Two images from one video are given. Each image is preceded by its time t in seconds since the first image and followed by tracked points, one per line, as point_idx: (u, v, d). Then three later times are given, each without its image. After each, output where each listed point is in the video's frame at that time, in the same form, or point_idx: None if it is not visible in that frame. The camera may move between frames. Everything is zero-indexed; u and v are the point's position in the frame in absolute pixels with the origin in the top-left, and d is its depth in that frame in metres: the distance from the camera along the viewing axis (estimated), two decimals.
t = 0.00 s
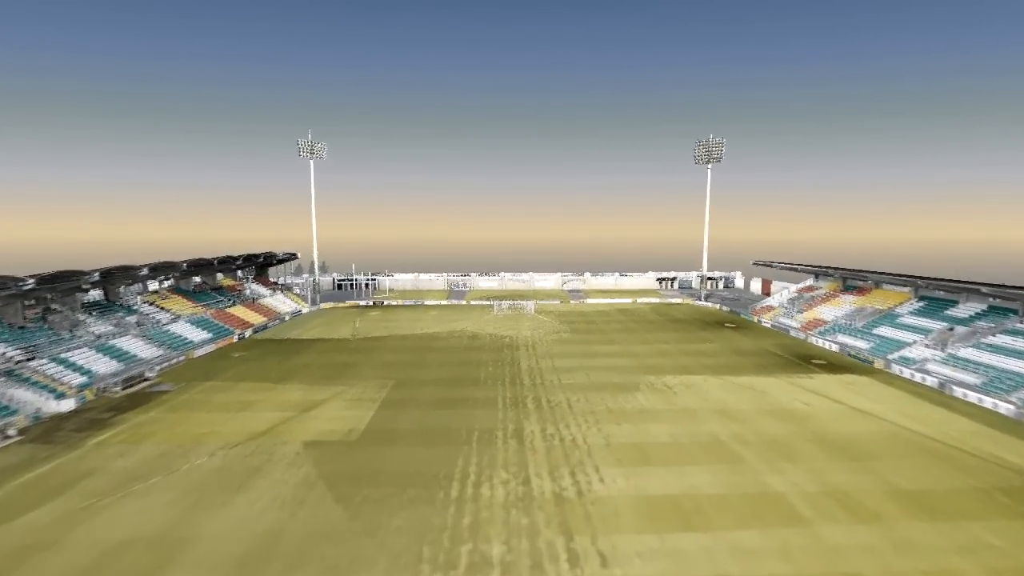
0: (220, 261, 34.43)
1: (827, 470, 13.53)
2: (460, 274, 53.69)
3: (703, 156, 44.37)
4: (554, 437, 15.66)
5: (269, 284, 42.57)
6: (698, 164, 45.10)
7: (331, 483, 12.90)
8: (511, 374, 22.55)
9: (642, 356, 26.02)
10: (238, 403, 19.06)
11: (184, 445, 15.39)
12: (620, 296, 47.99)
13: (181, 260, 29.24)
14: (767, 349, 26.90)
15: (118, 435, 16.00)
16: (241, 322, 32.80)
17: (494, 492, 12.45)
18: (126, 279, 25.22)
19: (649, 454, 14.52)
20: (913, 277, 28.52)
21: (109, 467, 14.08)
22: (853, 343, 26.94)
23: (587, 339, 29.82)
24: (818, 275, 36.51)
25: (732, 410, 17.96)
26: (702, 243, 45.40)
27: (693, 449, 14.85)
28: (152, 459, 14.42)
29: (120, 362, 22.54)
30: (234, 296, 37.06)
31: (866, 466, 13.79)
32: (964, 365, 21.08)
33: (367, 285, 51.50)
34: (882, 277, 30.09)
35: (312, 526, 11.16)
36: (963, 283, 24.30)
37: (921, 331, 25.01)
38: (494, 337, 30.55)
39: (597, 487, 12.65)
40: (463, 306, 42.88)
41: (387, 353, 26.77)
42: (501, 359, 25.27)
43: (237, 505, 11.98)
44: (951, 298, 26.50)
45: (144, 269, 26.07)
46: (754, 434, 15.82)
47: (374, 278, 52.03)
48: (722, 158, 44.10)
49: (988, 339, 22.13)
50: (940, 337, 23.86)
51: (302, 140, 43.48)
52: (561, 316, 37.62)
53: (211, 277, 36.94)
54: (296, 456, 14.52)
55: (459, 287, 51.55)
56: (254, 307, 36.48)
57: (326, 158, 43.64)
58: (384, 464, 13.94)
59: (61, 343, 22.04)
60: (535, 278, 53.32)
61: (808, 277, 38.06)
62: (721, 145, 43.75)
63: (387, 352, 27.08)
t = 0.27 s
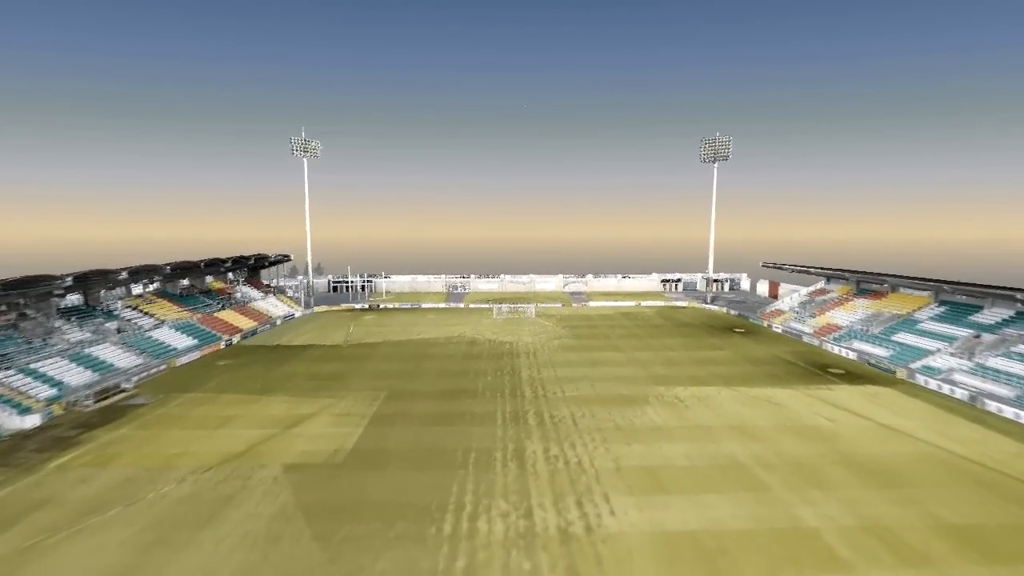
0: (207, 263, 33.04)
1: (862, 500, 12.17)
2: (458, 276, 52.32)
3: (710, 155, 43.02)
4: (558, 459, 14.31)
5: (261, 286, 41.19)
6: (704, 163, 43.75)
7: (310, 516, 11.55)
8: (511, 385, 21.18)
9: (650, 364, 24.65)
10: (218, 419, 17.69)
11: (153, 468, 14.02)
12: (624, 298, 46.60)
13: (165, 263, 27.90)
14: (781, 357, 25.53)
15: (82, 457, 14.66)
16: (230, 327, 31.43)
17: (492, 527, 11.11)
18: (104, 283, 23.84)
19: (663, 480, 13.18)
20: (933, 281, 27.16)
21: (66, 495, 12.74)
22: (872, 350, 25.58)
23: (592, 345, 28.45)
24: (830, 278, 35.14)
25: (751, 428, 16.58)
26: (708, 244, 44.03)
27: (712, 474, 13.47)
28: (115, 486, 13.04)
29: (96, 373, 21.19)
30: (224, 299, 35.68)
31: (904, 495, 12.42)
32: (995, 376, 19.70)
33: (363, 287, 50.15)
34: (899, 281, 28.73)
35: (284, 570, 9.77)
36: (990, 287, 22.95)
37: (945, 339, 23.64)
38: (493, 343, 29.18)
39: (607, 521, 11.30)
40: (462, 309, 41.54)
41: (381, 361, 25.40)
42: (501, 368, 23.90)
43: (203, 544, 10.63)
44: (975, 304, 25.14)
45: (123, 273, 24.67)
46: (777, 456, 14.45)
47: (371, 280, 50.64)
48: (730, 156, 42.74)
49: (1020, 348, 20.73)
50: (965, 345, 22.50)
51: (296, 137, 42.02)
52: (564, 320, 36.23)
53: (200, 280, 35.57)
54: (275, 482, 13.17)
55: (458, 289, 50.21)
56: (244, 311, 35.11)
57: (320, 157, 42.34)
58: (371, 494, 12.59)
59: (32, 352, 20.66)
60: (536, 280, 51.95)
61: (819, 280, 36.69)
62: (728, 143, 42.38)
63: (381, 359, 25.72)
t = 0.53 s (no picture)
0: (194, 266, 31.67)
1: (906, 536, 10.77)
2: (457, 278, 50.94)
3: (717, 153, 41.68)
4: (563, 486, 12.93)
5: (252, 290, 39.76)
6: (710, 161, 42.39)
7: (283, 558, 10.18)
8: (512, 398, 19.78)
9: (658, 373, 23.25)
10: (193, 437, 16.30)
11: (115, 497, 12.64)
12: (628, 301, 45.22)
13: (146, 267, 26.55)
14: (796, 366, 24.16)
15: (38, 484, 13.29)
16: (217, 333, 30.00)
17: (489, 572, 9.72)
18: (78, 289, 22.49)
19: (680, 511, 11.79)
20: (955, 285, 25.79)
21: (12, 530, 11.37)
22: (892, 359, 24.21)
23: (596, 353, 27.04)
24: (843, 281, 33.78)
25: (773, 447, 15.19)
26: (715, 246, 42.64)
27: (736, 504, 12.08)
28: (69, 519, 11.67)
29: (67, 385, 19.82)
30: (212, 304, 34.26)
31: (953, 529, 11.03)
32: None
33: (359, 290, 48.78)
34: (919, 284, 27.36)
35: None
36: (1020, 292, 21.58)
37: (972, 347, 22.26)
38: (493, 349, 27.80)
39: (620, 564, 9.92)
40: (460, 313, 40.17)
41: (374, 370, 24.03)
42: (500, 378, 22.52)
43: None
44: (1002, 309, 23.76)
45: (100, 277, 23.50)
46: (805, 481, 13.07)
47: (367, 282, 49.26)
48: (737, 154, 41.38)
49: None
50: (995, 353, 21.13)
51: (288, 135, 40.54)
52: (566, 325, 34.80)
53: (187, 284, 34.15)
54: (247, 514, 11.79)
55: (457, 292, 48.90)
56: (233, 316, 33.74)
57: (313, 156, 41.08)
58: (354, 528, 11.21)
59: None
60: (536, 282, 50.56)
61: (831, 283, 35.34)
62: (735, 141, 40.98)
63: (373, 368, 24.31)
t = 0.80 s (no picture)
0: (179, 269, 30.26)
1: None
2: (455, 280, 49.55)
3: (724, 152, 40.33)
4: (570, 520, 11.49)
5: (242, 293, 38.28)
6: (718, 160, 41.03)
7: None
8: (511, 413, 18.31)
9: (668, 383, 21.79)
10: (162, 458, 14.83)
11: (65, 532, 11.21)
12: (631, 304, 43.80)
13: (123, 271, 25.21)
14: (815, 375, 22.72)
15: None
16: (201, 339, 28.49)
17: None
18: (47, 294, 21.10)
19: (704, 552, 10.36)
20: (981, 289, 24.39)
21: None
22: (916, 368, 22.80)
23: (601, 361, 25.57)
24: (857, 284, 32.39)
25: (801, 473, 13.71)
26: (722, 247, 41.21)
27: (766, 544, 10.62)
28: (8, 561, 10.24)
29: (32, 399, 18.38)
30: (198, 308, 32.75)
31: None
32: None
33: (355, 293, 47.37)
34: (941, 288, 25.96)
35: None
36: None
37: (1003, 356, 20.84)
38: (492, 357, 26.38)
39: None
40: (459, 317, 38.76)
41: (365, 380, 22.60)
42: (500, 389, 21.09)
43: None
44: None
45: (72, 282, 22.13)
46: (841, 515, 11.64)
47: (363, 285, 47.84)
48: (744, 152, 40.02)
49: None
50: None
51: (279, 132, 39.05)
52: (568, 329, 33.35)
53: (173, 287, 32.70)
54: (211, 555, 10.36)
55: (455, 295, 47.58)
56: (220, 321, 32.31)
57: (306, 154, 39.80)
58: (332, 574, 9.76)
59: None
60: (537, 284, 49.14)
61: (845, 286, 33.96)
62: (744, 140, 39.63)
63: (364, 378, 22.86)
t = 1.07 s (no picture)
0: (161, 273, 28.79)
1: None
2: (453, 282, 48.00)
3: (732, 149, 38.82)
4: (580, 566, 10.01)
5: (230, 296, 36.72)
6: (725, 158, 39.52)
7: None
8: (511, 430, 16.84)
9: (679, 395, 20.30)
10: (125, 485, 13.35)
11: None
12: (636, 307, 42.27)
13: (95, 275, 23.99)
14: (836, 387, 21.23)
15: None
16: (184, 346, 26.90)
17: None
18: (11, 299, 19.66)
19: None
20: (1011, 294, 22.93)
21: None
22: (944, 379, 21.32)
23: (606, 369, 24.08)
24: (874, 288, 30.91)
25: (838, 505, 12.23)
26: (730, 248, 39.73)
27: None
28: None
29: None
30: (183, 313, 31.19)
31: None
32: None
33: (349, 295, 45.82)
34: (967, 292, 24.49)
35: None
36: None
37: None
38: (491, 365, 24.89)
39: None
40: (457, 320, 37.31)
41: (355, 392, 21.11)
42: (499, 402, 19.60)
43: None
44: None
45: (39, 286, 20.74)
46: (891, 559, 10.16)
47: (358, 286, 46.30)
48: (753, 150, 38.51)
49: None
50: None
51: (270, 128, 37.49)
52: (570, 334, 31.84)
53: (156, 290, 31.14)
54: None
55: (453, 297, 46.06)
56: (206, 326, 30.79)
57: (298, 151, 38.34)
58: None
59: None
60: (537, 286, 47.58)
61: (860, 289, 32.48)
62: (753, 137, 38.12)
63: (354, 389, 21.40)
